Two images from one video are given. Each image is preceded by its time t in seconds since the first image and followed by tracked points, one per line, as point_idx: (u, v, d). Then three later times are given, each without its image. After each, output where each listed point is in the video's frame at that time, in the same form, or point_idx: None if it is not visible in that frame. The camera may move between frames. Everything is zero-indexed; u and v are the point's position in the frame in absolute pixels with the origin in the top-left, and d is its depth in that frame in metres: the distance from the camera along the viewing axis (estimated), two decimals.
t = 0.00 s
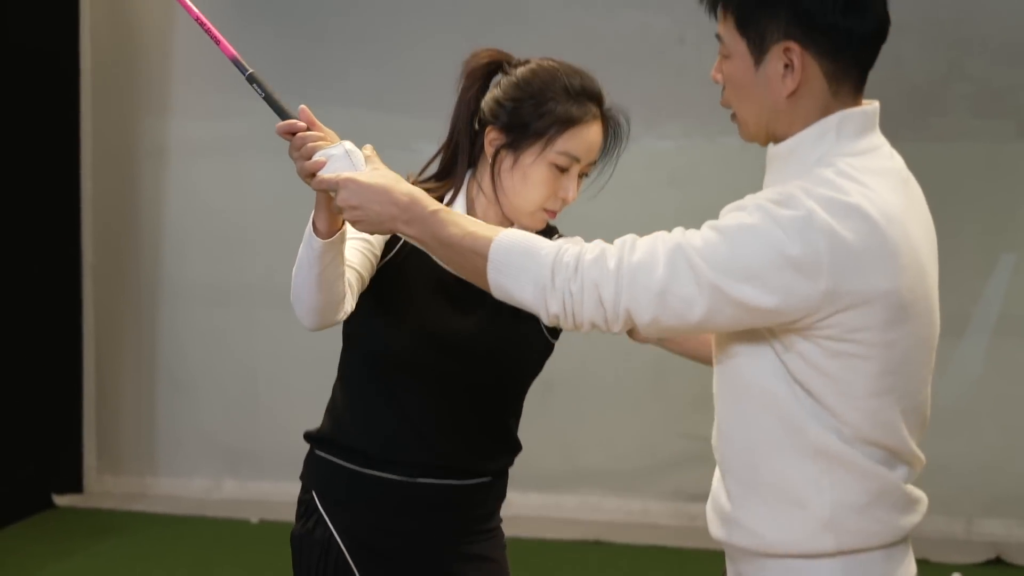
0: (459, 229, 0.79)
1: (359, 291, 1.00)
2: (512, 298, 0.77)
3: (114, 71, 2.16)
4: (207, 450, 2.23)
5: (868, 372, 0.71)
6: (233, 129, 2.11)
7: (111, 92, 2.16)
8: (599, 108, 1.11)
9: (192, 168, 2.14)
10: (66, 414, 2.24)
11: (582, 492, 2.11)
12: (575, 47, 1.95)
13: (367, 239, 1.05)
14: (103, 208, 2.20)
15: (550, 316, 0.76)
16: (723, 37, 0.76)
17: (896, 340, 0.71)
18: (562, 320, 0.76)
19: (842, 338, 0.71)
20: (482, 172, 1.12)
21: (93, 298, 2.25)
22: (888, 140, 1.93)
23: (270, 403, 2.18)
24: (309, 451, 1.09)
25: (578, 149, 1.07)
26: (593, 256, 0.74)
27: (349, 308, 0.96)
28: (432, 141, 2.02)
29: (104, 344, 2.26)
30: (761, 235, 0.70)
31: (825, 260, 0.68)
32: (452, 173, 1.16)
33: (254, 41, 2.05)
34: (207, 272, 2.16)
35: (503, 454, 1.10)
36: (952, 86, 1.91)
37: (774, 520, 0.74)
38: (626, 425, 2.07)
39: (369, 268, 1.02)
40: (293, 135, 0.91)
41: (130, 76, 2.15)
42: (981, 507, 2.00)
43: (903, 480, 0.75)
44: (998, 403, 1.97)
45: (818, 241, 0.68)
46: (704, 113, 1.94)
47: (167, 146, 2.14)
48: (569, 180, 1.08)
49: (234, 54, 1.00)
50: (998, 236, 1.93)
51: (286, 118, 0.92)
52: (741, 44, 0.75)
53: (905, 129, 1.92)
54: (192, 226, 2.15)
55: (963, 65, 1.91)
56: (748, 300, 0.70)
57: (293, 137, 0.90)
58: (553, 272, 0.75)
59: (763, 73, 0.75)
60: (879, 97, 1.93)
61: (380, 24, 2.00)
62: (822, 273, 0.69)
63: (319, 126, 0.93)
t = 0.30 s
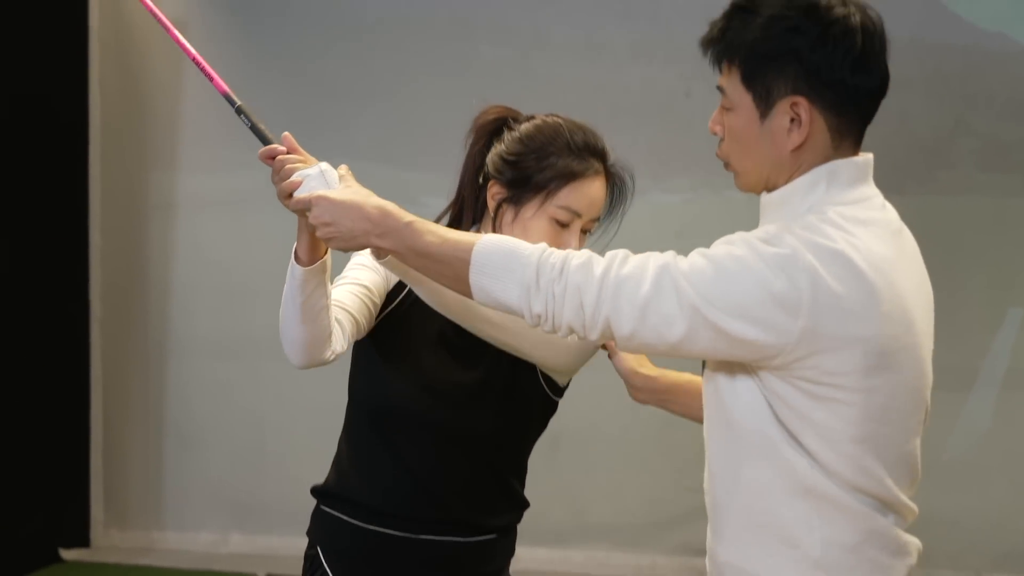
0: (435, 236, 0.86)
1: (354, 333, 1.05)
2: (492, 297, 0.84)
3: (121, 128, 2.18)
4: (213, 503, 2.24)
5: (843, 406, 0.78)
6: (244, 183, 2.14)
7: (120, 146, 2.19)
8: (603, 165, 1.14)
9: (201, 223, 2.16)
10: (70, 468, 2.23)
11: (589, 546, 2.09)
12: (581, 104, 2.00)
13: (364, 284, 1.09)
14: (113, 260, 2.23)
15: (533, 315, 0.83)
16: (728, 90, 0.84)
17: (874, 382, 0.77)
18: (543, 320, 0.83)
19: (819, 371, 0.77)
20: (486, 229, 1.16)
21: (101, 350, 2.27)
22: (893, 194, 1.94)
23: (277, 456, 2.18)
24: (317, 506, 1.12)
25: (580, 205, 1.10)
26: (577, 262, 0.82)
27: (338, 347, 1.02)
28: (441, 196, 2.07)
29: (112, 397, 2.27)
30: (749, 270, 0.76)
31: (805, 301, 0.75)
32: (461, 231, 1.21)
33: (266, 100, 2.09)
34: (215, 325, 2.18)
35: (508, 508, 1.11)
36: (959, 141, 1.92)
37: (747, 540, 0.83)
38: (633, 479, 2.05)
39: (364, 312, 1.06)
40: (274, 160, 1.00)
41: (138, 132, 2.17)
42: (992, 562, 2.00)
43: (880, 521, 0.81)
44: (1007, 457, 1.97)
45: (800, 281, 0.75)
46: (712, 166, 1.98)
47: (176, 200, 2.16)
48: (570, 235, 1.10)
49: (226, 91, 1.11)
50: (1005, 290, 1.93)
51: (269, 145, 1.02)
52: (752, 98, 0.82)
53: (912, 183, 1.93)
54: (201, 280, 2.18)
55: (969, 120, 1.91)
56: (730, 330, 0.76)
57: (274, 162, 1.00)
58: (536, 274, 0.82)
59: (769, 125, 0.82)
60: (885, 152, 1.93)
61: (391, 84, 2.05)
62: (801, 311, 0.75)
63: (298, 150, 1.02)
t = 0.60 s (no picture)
0: (424, 242, 0.86)
1: (348, 344, 1.06)
2: (484, 301, 0.84)
3: (122, 142, 2.19)
4: (213, 511, 2.24)
5: (832, 414, 0.79)
6: (245, 194, 2.15)
7: (121, 156, 2.20)
8: (600, 177, 1.15)
9: (202, 233, 2.17)
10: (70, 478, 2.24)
11: (589, 556, 2.09)
12: (582, 116, 2.02)
13: (359, 294, 1.10)
14: (114, 269, 2.24)
15: (523, 317, 0.84)
16: (719, 104, 0.84)
17: (862, 390, 0.78)
18: (532, 323, 0.84)
19: (808, 378, 0.78)
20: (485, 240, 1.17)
21: (102, 359, 2.28)
22: (893, 206, 1.94)
23: (278, 465, 2.19)
24: (315, 514, 1.12)
25: (577, 216, 1.11)
26: (568, 266, 0.82)
27: (330, 357, 1.03)
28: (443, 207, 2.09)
29: (112, 405, 2.28)
30: (738, 278, 0.77)
31: (793, 309, 0.76)
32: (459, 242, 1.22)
33: (269, 112, 2.11)
34: (217, 334, 2.19)
35: (506, 517, 1.11)
36: (959, 153, 1.92)
37: (742, 544, 0.83)
38: (634, 489, 2.05)
39: (359, 322, 1.08)
40: (263, 169, 1.01)
41: (139, 145, 2.18)
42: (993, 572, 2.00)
43: (868, 527, 0.82)
44: (1007, 467, 1.97)
45: (788, 289, 0.76)
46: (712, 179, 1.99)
47: (177, 210, 2.17)
48: (567, 247, 1.11)
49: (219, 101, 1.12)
50: (1005, 302, 1.94)
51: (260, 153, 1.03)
52: (745, 111, 0.82)
53: (913, 196, 1.94)
54: (202, 289, 2.19)
55: (969, 133, 1.92)
56: (718, 337, 0.77)
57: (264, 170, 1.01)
58: (526, 279, 0.83)
59: (763, 138, 0.82)
60: (885, 164, 1.94)
61: (394, 96, 2.07)
62: (788, 319, 0.76)
63: (289, 160, 1.03)
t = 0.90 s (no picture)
0: (431, 239, 0.85)
1: (355, 337, 1.06)
2: (489, 302, 0.84)
3: (126, 137, 2.19)
4: (217, 506, 2.24)
5: (838, 403, 0.81)
6: (248, 189, 2.15)
7: (125, 152, 2.20)
8: (605, 168, 1.19)
9: (206, 228, 2.17)
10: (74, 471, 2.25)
11: (592, 551, 2.09)
12: (586, 112, 2.01)
13: (366, 289, 1.11)
14: (118, 265, 2.24)
15: (529, 320, 0.83)
16: (701, 102, 0.83)
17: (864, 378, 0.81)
18: (537, 326, 0.84)
19: (816, 372, 0.80)
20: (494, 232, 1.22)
21: (106, 354, 2.28)
22: (898, 202, 1.94)
23: (281, 460, 2.19)
24: (322, 509, 1.12)
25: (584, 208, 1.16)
26: (575, 267, 0.82)
27: (337, 351, 1.03)
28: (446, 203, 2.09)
29: (116, 400, 2.28)
30: (747, 277, 0.78)
31: (804, 304, 0.77)
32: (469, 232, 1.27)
33: (273, 107, 2.11)
34: (220, 329, 2.19)
35: (512, 512, 1.12)
36: (964, 149, 1.92)
37: (747, 538, 0.83)
38: (636, 484, 2.06)
39: (365, 316, 1.08)
40: (274, 161, 1.01)
41: (143, 140, 2.18)
42: (995, 568, 2.00)
43: (874, 510, 0.84)
44: (1011, 464, 1.97)
45: (799, 283, 0.77)
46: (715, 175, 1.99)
47: (181, 206, 2.17)
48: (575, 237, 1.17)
49: (231, 93, 1.11)
50: (1009, 298, 1.94)
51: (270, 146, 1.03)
52: (728, 112, 0.82)
53: (917, 192, 1.93)
54: (205, 285, 2.19)
55: (974, 129, 1.91)
56: (732, 336, 0.77)
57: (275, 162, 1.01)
58: (534, 281, 0.82)
59: (743, 139, 0.82)
60: (889, 160, 1.93)
61: (398, 91, 2.07)
62: (799, 314, 0.77)
63: (299, 153, 1.02)
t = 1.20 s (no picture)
0: (425, 245, 0.85)
1: (355, 336, 1.06)
2: (482, 311, 0.84)
3: (127, 131, 2.19)
4: (217, 501, 2.24)
5: (823, 385, 0.85)
6: (250, 184, 2.15)
7: (126, 147, 2.20)
8: (605, 165, 1.22)
9: (206, 223, 2.17)
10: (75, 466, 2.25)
11: (593, 547, 2.09)
12: (589, 108, 2.01)
13: (366, 286, 1.10)
14: (120, 260, 2.24)
15: (522, 330, 0.83)
16: (670, 101, 0.87)
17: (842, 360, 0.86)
18: (531, 336, 0.83)
19: (804, 359, 0.83)
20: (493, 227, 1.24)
21: (107, 349, 2.28)
22: (899, 198, 1.94)
23: (282, 455, 2.19)
24: (323, 504, 1.12)
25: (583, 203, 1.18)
26: (567, 275, 0.83)
27: (339, 351, 1.02)
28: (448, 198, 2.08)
29: (117, 395, 2.28)
30: (742, 271, 0.80)
31: (797, 291, 0.80)
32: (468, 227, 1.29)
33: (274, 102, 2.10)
34: (221, 324, 2.19)
35: (513, 508, 1.12)
36: (966, 146, 1.92)
37: (738, 529, 0.85)
38: (637, 481, 2.05)
39: (366, 313, 1.08)
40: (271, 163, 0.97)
41: (144, 135, 2.18)
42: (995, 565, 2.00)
43: (850, 488, 0.90)
44: (1012, 461, 1.97)
45: (791, 271, 0.80)
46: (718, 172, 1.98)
47: (182, 201, 2.17)
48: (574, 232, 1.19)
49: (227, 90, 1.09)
50: (1011, 296, 1.94)
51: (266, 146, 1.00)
52: (698, 114, 0.86)
53: (919, 189, 1.93)
54: (207, 280, 2.19)
55: (977, 125, 1.91)
56: (729, 327, 0.79)
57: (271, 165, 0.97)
58: (527, 289, 0.83)
59: (711, 140, 0.87)
60: (891, 157, 1.93)
61: (399, 86, 2.06)
62: (792, 303, 0.80)
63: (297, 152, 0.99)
